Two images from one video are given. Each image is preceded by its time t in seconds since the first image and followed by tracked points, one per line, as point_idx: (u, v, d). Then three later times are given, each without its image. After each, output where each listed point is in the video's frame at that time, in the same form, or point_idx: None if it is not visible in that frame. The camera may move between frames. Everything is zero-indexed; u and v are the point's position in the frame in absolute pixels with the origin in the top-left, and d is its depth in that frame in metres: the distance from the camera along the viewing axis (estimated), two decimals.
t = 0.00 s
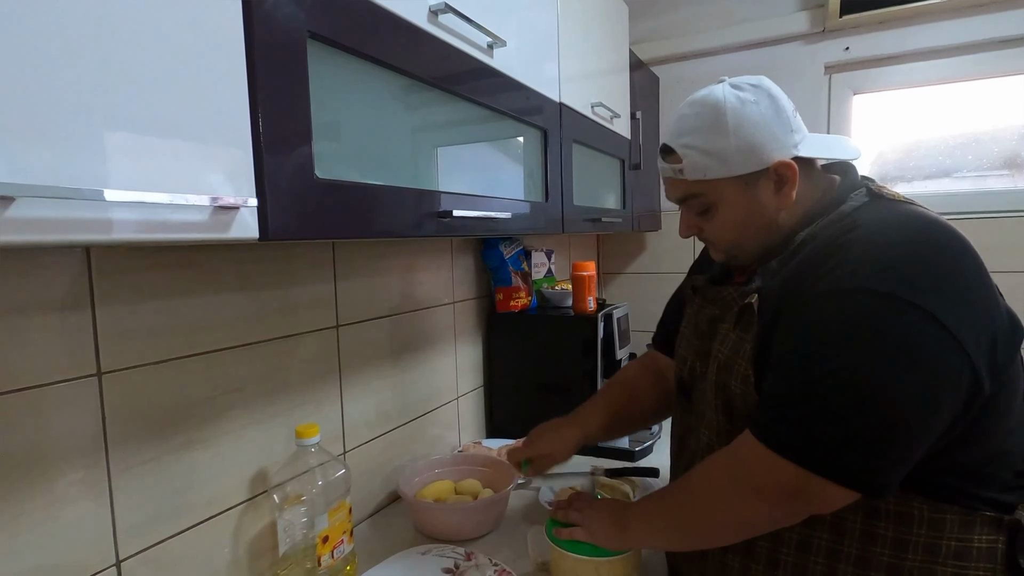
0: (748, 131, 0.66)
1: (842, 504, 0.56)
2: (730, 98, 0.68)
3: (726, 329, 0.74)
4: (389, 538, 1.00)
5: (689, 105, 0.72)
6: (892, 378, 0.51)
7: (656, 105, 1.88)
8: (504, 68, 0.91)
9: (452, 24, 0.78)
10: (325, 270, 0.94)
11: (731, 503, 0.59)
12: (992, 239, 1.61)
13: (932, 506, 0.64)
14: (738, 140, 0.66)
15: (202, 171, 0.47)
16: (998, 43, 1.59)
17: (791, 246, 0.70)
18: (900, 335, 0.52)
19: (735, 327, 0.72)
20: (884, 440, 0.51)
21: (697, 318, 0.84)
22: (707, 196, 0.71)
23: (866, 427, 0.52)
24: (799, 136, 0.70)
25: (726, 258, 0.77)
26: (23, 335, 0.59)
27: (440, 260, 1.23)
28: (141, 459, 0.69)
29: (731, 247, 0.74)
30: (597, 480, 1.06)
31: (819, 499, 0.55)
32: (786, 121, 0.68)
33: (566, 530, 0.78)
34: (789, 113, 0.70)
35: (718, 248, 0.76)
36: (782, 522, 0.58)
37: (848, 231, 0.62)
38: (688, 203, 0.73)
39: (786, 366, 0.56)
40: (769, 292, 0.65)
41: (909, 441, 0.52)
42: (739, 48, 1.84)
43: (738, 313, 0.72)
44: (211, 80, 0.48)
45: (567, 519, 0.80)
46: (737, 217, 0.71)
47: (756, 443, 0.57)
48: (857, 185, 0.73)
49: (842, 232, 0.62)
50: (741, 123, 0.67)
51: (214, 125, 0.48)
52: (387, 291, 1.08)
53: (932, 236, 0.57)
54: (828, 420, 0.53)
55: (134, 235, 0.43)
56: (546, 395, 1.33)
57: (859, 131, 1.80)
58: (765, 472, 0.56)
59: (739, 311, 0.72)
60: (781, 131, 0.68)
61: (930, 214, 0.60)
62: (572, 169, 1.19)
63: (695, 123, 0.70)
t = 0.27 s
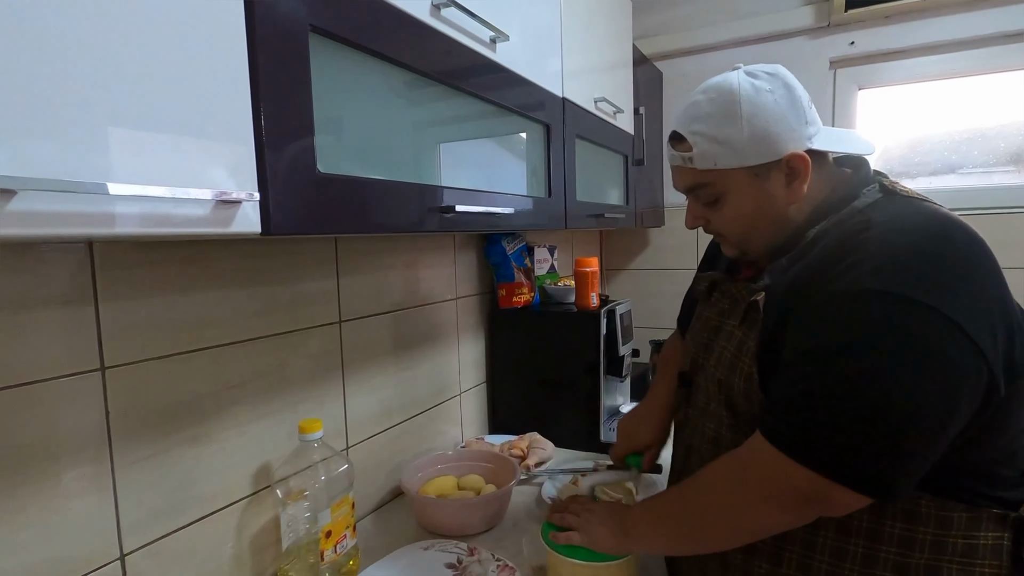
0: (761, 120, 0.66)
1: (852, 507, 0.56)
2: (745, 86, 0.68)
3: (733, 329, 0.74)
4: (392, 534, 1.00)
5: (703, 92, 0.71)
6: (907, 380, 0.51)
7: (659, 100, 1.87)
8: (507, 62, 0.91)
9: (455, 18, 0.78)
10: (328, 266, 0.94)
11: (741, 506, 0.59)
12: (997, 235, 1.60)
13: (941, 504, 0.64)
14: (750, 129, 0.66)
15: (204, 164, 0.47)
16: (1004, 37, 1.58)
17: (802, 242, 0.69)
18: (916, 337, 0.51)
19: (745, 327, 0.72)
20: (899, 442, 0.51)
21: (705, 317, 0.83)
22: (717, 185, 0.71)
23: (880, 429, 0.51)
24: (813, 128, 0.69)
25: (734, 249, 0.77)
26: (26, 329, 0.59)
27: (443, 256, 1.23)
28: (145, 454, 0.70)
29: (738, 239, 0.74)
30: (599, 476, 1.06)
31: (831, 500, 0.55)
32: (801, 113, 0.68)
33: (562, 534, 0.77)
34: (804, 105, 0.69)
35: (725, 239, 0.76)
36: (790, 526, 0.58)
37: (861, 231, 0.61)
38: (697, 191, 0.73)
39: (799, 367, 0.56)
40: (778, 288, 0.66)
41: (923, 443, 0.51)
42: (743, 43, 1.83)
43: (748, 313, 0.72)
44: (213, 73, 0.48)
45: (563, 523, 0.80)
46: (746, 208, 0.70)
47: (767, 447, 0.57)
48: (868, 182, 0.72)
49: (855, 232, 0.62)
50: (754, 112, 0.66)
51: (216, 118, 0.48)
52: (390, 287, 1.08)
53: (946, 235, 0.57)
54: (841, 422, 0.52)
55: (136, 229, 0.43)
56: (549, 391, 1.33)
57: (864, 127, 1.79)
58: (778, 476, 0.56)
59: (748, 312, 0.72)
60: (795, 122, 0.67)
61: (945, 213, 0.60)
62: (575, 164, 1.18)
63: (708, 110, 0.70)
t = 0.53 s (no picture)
0: (760, 125, 0.66)
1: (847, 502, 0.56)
2: (742, 91, 0.68)
3: (731, 325, 0.73)
4: (389, 533, 1.00)
5: (700, 97, 0.71)
6: (900, 377, 0.51)
7: (658, 100, 1.87)
8: (507, 62, 0.90)
9: (455, 17, 0.78)
10: (327, 265, 0.94)
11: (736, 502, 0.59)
12: (995, 237, 1.60)
13: (938, 503, 0.64)
14: (750, 134, 0.66)
15: (202, 163, 0.47)
16: (1003, 39, 1.58)
17: (799, 241, 0.69)
18: (908, 335, 0.51)
19: (739, 323, 0.71)
20: (890, 439, 0.51)
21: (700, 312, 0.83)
22: (715, 191, 0.70)
23: (872, 426, 0.51)
24: (809, 132, 0.70)
25: (733, 254, 0.77)
26: (23, 328, 0.59)
27: (442, 255, 1.23)
28: (143, 453, 0.69)
29: (738, 244, 0.74)
30: (597, 476, 1.06)
31: (826, 496, 0.55)
32: (798, 116, 0.68)
33: (562, 530, 0.78)
34: (801, 108, 0.69)
35: (724, 244, 0.76)
36: (785, 521, 0.58)
37: (855, 229, 0.61)
38: (695, 197, 0.73)
39: (792, 364, 0.56)
40: (777, 286, 0.66)
41: (913, 439, 0.51)
42: (743, 44, 1.83)
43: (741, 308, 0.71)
44: (211, 72, 0.47)
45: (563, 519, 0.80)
46: (746, 212, 0.70)
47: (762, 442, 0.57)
48: (864, 184, 0.72)
49: (850, 230, 0.62)
50: (753, 116, 0.66)
51: (215, 117, 0.48)
52: (389, 286, 1.08)
53: (942, 235, 0.57)
54: (834, 419, 0.52)
55: (135, 228, 0.43)
56: (547, 391, 1.33)
57: (863, 128, 1.79)
58: (772, 473, 0.56)
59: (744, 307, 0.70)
60: (793, 126, 0.67)
61: (939, 213, 0.60)
62: (574, 164, 1.18)
63: (706, 116, 0.69)
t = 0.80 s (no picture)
0: (761, 124, 0.66)
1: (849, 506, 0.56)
2: (743, 90, 0.68)
3: (733, 326, 0.74)
4: (389, 533, 1.00)
5: (701, 96, 0.71)
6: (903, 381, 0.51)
7: (659, 100, 1.87)
8: (507, 62, 0.90)
9: (455, 16, 0.78)
10: (327, 264, 0.94)
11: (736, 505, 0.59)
12: (996, 238, 1.60)
13: (940, 502, 0.64)
14: (750, 133, 0.66)
15: (202, 162, 0.47)
16: (1004, 40, 1.58)
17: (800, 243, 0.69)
18: (912, 340, 0.51)
19: (742, 326, 0.71)
20: (894, 443, 0.51)
21: (702, 314, 0.83)
22: (716, 190, 0.70)
23: (876, 431, 0.51)
24: (809, 132, 0.70)
25: (734, 253, 0.77)
26: (22, 327, 0.59)
27: (442, 255, 1.23)
28: (142, 453, 0.69)
29: (739, 243, 0.74)
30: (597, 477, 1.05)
31: (828, 501, 0.55)
32: (799, 115, 0.68)
33: (562, 531, 0.77)
34: (801, 108, 0.69)
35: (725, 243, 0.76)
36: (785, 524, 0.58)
37: (858, 232, 0.61)
38: (696, 196, 0.73)
39: (795, 368, 0.56)
40: (779, 287, 0.65)
41: (918, 442, 0.51)
42: (744, 44, 1.83)
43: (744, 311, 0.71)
44: (211, 72, 0.47)
45: (562, 519, 0.79)
46: (747, 211, 0.70)
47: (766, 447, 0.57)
48: (865, 184, 0.72)
49: (852, 233, 0.62)
50: (753, 115, 0.66)
51: (215, 116, 0.48)
52: (389, 286, 1.08)
53: (945, 237, 0.57)
54: (838, 423, 0.53)
55: (134, 227, 0.42)
56: (547, 391, 1.33)
57: (864, 128, 1.79)
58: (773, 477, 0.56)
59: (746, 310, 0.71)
60: (794, 125, 0.67)
61: (942, 215, 0.59)
62: (575, 164, 1.18)
63: (707, 114, 0.69)
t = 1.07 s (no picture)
0: (765, 126, 0.66)
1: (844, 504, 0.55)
2: (747, 93, 0.68)
3: (733, 327, 0.74)
4: (389, 536, 1.00)
5: (705, 99, 0.71)
6: (899, 381, 0.51)
7: (659, 103, 1.87)
8: (508, 65, 0.91)
9: (456, 20, 0.78)
10: (328, 266, 0.94)
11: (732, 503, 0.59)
12: (996, 241, 1.60)
13: (936, 505, 0.64)
14: (755, 136, 0.66)
15: (204, 165, 0.47)
16: (1005, 44, 1.58)
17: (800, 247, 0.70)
18: (908, 340, 0.51)
19: (743, 327, 0.71)
20: (890, 442, 0.51)
21: (702, 316, 0.83)
22: (720, 191, 0.70)
23: (872, 429, 0.51)
24: (813, 133, 0.70)
25: (736, 256, 0.77)
26: (23, 329, 0.59)
27: (442, 257, 1.23)
28: (143, 454, 0.69)
29: (742, 245, 0.74)
30: (597, 479, 1.05)
31: (824, 500, 0.55)
32: (802, 119, 0.68)
33: (562, 534, 0.77)
34: (805, 111, 0.69)
35: (728, 246, 0.75)
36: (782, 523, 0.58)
37: (856, 234, 0.61)
38: (699, 198, 0.73)
39: (794, 367, 0.56)
40: (780, 290, 0.65)
41: (915, 442, 0.51)
42: (744, 47, 1.83)
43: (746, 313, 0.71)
44: (212, 76, 0.47)
45: (562, 522, 0.79)
46: (750, 213, 0.70)
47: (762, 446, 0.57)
48: (867, 187, 0.72)
49: (850, 235, 0.62)
50: (757, 117, 0.66)
51: (217, 119, 0.48)
52: (390, 288, 1.08)
53: (943, 241, 0.57)
54: (834, 422, 0.53)
55: (136, 229, 0.43)
56: (547, 394, 1.33)
57: (864, 132, 1.79)
58: (768, 475, 0.56)
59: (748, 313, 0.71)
60: (797, 128, 0.67)
61: (939, 219, 0.60)
62: (575, 167, 1.18)
63: (711, 117, 0.69)
